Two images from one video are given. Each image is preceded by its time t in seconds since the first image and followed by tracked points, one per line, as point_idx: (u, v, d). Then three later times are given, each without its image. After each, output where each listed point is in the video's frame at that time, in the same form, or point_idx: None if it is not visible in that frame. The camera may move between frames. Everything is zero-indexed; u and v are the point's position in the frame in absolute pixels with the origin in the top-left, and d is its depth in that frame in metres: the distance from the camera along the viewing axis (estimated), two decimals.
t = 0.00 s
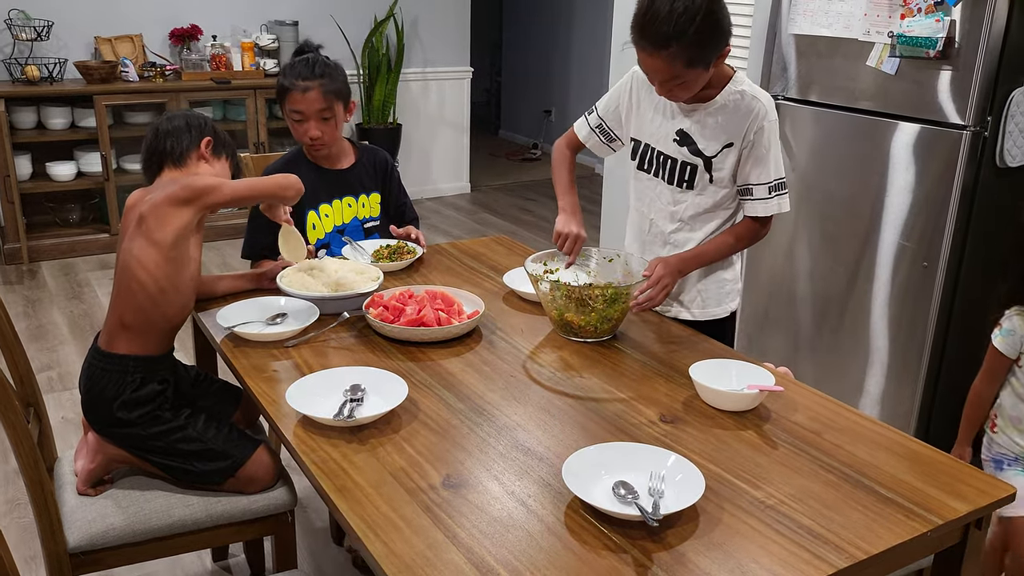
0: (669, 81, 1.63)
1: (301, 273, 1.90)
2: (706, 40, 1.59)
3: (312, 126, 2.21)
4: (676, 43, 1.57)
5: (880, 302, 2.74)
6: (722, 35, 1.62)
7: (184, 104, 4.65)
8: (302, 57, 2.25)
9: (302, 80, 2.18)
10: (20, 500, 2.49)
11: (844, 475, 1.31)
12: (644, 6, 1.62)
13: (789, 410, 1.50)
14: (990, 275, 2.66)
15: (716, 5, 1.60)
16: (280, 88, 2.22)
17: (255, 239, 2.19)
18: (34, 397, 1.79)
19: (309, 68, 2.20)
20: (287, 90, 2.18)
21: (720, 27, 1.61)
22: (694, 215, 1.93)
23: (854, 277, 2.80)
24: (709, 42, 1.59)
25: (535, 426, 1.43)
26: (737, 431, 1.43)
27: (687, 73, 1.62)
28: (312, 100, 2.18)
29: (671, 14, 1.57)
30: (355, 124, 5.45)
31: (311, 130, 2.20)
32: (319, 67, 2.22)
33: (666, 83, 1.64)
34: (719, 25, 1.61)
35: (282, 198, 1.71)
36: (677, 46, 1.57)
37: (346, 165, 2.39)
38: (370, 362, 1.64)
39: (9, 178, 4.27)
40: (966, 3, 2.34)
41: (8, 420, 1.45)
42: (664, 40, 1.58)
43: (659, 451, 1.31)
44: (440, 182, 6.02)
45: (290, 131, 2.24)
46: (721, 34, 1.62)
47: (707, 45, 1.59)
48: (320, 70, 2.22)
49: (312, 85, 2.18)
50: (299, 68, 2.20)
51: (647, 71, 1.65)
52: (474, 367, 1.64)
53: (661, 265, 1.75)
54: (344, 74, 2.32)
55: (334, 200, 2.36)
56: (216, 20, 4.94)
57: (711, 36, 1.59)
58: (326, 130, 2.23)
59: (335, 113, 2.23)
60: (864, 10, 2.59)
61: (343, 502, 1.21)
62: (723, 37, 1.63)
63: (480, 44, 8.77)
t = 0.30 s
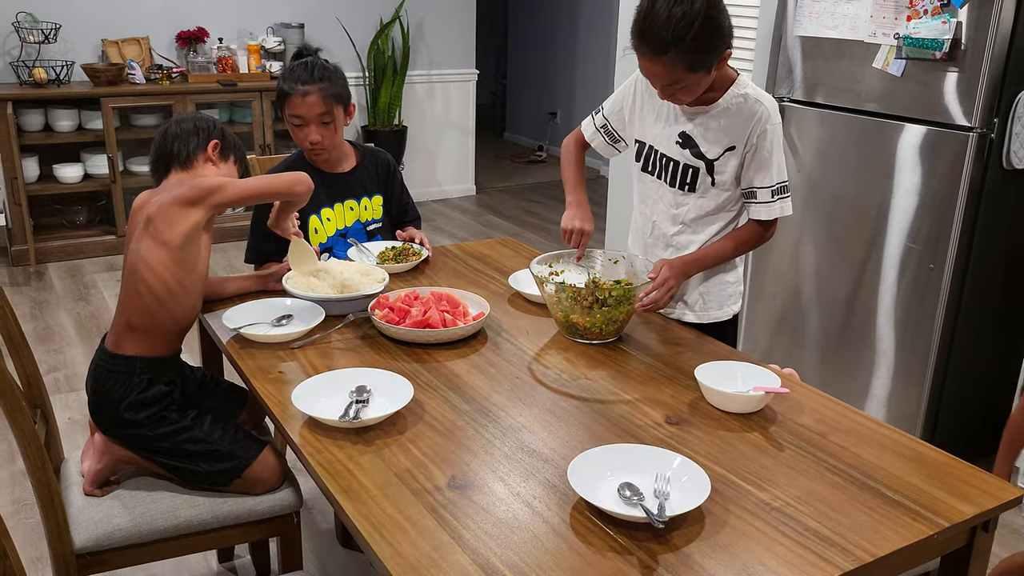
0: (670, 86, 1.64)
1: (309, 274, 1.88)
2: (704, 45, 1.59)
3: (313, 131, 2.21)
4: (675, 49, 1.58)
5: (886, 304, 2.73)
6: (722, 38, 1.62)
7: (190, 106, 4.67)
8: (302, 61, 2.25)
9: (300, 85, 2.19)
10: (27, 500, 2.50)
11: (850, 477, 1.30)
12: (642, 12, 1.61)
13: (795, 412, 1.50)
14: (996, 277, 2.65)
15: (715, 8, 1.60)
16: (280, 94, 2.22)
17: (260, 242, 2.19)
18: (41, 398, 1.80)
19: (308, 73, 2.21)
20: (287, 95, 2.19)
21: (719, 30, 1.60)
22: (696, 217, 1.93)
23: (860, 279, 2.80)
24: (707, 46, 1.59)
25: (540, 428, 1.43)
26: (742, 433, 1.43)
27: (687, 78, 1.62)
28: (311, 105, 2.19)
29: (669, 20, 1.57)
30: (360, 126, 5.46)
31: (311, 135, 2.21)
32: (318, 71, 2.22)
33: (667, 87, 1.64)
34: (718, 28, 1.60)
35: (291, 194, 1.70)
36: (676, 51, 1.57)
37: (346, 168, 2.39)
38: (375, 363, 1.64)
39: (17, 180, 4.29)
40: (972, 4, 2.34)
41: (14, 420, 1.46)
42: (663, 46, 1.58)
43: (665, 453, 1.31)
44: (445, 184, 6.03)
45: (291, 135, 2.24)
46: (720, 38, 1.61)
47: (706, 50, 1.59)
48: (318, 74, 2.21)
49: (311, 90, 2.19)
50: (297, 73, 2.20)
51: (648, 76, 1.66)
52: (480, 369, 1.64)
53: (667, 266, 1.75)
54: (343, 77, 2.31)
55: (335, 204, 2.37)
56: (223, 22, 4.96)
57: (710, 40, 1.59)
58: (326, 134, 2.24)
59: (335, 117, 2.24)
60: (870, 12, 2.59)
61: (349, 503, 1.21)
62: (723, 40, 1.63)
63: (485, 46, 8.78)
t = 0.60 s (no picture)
0: (675, 88, 1.63)
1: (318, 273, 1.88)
2: (708, 47, 1.58)
3: (339, 129, 2.20)
4: (678, 50, 1.57)
5: (897, 306, 2.72)
6: (726, 39, 1.61)
7: (202, 108, 4.69)
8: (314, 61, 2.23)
9: (323, 84, 2.17)
10: (37, 499, 2.51)
11: (858, 479, 1.29)
12: (646, 14, 1.61)
13: (804, 413, 1.49)
14: (1008, 278, 2.63)
15: (719, 9, 1.59)
16: (299, 95, 2.19)
17: (267, 244, 2.20)
18: (51, 397, 1.81)
19: (328, 72, 2.19)
20: (310, 95, 2.17)
21: (723, 31, 1.59)
22: (703, 219, 1.92)
23: (871, 280, 2.78)
24: (711, 48, 1.58)
25: (546, 428, 1.43)
26: (750, 434, 1.42)
27: (692, 79, 1.61)
28: (337, 103, 2.18)
29: (672, 22, 1.56)
30: (371, 127, 5.47)
31: (338, 133, 2.20)
32: (335, 69, 2.22)
33: (672, 89, 1.64)
34: (722, 29, 1.59)
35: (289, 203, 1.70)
36: (679, 53, 1.57)
37: (357, 169, 2.39)
38: (382, 363, 1.64)
39: (29, 182, 4.32)
40: (984, 4, 2.32)
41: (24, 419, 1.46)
42: (666, 48, 1.57)
43: (671, 453, 1.30)
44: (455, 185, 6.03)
45: (315, 135, 2.22)
46: (725, 39, 1.60)
47: (710, 52, 1.58)
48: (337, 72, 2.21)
49: (335, 88, 2.18)
50: (318, 72, 2.18)
51: (653, 79, 1.65)
52: (487, 369, 1.64)
53: (674, 267, 1.75)
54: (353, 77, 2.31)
55: (345, 205, 2.37)
56: (234, 24, 4.98)
57: (714, 42, 1.58)
58: (350, 131, 2.23)
59: (357, 114, 2.24)
60: (880, 12, 2.58)
61: (355, 502, 1.21)
62: (728, 41, 1.62)
63: (495, 48, 8.78)
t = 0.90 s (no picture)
0: (679, 89, 1.62)
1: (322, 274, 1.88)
2: (711, 48, 1.56)
3: (368, 123, 2.20)
4: (680, 52, 1.56)
5: (905, 309, 2.69)
6: (730, 40, 1.59)
7: (209, 108, 4.69)
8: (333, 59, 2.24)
9: (352, 77, 2.18)
10: (41, 497, 2.51)
11: (862, 483, 1.28)
12: (650, 14, 1.60)
13: (808, 416, 1.48)
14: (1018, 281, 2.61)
15: (723, 9, 1.57)
16: (328, 88, 2.18)
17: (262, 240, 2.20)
18: (53, 396, 1.81)
19: (355, 66, 2.21)
20: (340, 87, 2.16)
21: (727, 31, 1.58)
22: (707, 220, 1.90)
23: (879, 283, 2.76)
24: (715, 49, 1.57)
25: (547, 430, 1.42)
26: (753, 437, 1.41)
27: (695, 81, 1.60)
28: (367, 96, 2.19)
29: (675, 23, 1.55)
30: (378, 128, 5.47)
31: (368, 126, 2.19)
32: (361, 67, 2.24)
33: (676, 91, 1.63)
34: (726, 29, 1.58)
35: (281, 209, 1.66)
36: (682, 55, 1.56)
37: (368, 172, 2.38)
38: (383, 364, 1.64)
39: (37, 181, 4.33)
40: (994, 5, 2.30)
41: (26, 422, 1.45)
42: (668, 50, 1.57)
43: (673, 456, 1.29)
44: (462, 187, 6.03)
45: (343, 130, 2.20)
46: (729, 39, 1.59)
47: (713, 54, 1.57)
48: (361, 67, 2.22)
49: (363, 82, 2.19)
50: (346, 66, 2.19)
51: (657, 80, 1.65)
52: (489, 370, 1.63)
53: (676, 269, 1.74)
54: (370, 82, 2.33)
55: (355, 207, 2.37)
56: (242, 25, 4.99)
57: (717, 43, 1.57)
58: (377, 127, 2.23)
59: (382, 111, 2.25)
60: (889, 13, 2.56)
61: (353, 503, 1.20)
62: (732, 41, 1.60)
63: (503, 50, 8.78)
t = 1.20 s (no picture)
0: (671, 87, 1.61)
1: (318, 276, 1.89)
2: (702, 45, 1.55)
3: (390, 120, 2.21)
4: (671, 49, 1.55)
5: (909, 312, 2.67)
6: (722, 37, 1.57)
7: (215, 107, 4.69)
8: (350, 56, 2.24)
9: (379, 74, 2.20)
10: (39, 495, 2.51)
11: (859, 487, 1.26)
12: (641, 11, 1.59)
13: (806, 419, 1.46)
14: None
15: (714, 6, 1.56)
16: (354, 84, 2.17)
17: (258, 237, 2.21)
18: (49, 393, 1.80)
19: (377, 64, 2.22)
20: (366, 83, 2.17)
21: (719, 29, 1.56)
22: (704, 220, 1.89)
23: (884, 286, 2.74)
24: (706, 47, 1.55)
25: (542, 431, 1.40)
26: (750, 440, 1.39)
27: (688, 79, 1.59)
28: (390, 93, 2.20)
29: (666, 20, 1.54)
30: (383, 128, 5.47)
31: (389, 123, 2.20)
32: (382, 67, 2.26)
33: (669, 89, 1.62)
34: (718, 26, 1.56)
35: (264, 201, 1.68)
36: (673, 52, 1.55)
37: (373, 169, 2.37)
38: (379, 363, 1.63)
39: (43, 179, 4.33)
40: (1000, 5, 2.28)
41: (18, 416, 1.46)
42: (659, 46, 1.55)
43: (667, 458, 1.27)
44: (467, 187, 6.02)
45: (365, 123, 2.18)
46: (721, 36, 1.57)
47: (704, 52, 1.55)
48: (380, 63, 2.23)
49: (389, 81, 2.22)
50: (373, 64, 2.21)
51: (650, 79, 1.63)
52: (485, 371, 1.61)
53: (673, 269, 1.74)
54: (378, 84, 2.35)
55: (359, 205, 2.36)
56: (249, 24, 4.99)
57: (708, 40, 1.55)
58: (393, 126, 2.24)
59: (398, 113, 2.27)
60: (894, 13, 2.54)
61: (343, 503, 1.19)
62: (724, 38, 1.58)
63: (510, 51, 8.77)
